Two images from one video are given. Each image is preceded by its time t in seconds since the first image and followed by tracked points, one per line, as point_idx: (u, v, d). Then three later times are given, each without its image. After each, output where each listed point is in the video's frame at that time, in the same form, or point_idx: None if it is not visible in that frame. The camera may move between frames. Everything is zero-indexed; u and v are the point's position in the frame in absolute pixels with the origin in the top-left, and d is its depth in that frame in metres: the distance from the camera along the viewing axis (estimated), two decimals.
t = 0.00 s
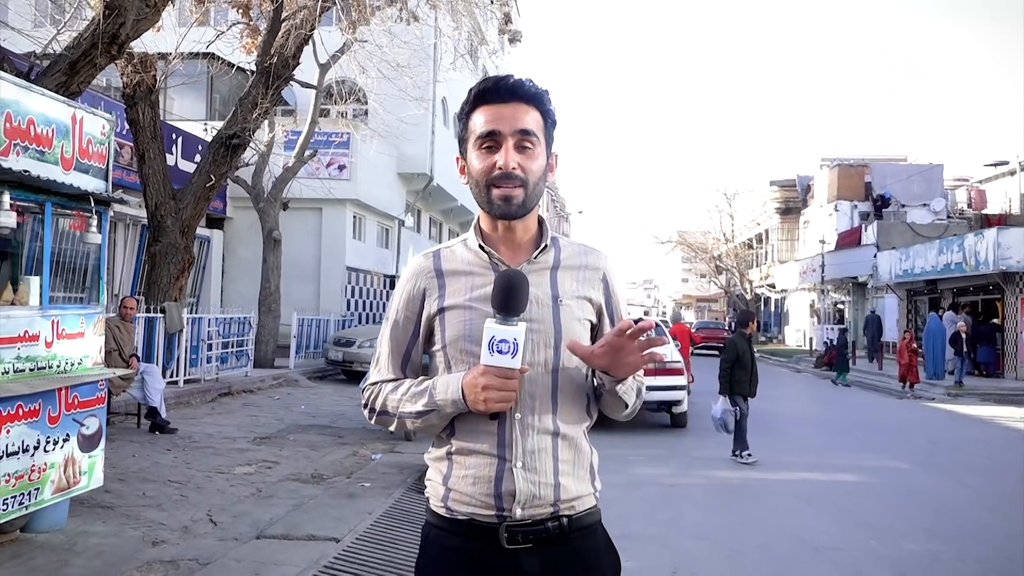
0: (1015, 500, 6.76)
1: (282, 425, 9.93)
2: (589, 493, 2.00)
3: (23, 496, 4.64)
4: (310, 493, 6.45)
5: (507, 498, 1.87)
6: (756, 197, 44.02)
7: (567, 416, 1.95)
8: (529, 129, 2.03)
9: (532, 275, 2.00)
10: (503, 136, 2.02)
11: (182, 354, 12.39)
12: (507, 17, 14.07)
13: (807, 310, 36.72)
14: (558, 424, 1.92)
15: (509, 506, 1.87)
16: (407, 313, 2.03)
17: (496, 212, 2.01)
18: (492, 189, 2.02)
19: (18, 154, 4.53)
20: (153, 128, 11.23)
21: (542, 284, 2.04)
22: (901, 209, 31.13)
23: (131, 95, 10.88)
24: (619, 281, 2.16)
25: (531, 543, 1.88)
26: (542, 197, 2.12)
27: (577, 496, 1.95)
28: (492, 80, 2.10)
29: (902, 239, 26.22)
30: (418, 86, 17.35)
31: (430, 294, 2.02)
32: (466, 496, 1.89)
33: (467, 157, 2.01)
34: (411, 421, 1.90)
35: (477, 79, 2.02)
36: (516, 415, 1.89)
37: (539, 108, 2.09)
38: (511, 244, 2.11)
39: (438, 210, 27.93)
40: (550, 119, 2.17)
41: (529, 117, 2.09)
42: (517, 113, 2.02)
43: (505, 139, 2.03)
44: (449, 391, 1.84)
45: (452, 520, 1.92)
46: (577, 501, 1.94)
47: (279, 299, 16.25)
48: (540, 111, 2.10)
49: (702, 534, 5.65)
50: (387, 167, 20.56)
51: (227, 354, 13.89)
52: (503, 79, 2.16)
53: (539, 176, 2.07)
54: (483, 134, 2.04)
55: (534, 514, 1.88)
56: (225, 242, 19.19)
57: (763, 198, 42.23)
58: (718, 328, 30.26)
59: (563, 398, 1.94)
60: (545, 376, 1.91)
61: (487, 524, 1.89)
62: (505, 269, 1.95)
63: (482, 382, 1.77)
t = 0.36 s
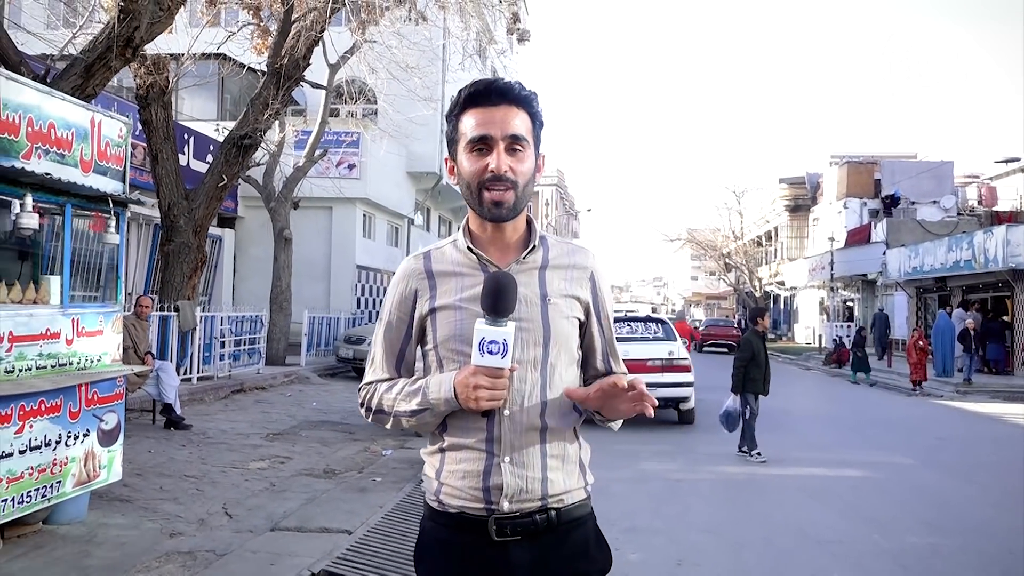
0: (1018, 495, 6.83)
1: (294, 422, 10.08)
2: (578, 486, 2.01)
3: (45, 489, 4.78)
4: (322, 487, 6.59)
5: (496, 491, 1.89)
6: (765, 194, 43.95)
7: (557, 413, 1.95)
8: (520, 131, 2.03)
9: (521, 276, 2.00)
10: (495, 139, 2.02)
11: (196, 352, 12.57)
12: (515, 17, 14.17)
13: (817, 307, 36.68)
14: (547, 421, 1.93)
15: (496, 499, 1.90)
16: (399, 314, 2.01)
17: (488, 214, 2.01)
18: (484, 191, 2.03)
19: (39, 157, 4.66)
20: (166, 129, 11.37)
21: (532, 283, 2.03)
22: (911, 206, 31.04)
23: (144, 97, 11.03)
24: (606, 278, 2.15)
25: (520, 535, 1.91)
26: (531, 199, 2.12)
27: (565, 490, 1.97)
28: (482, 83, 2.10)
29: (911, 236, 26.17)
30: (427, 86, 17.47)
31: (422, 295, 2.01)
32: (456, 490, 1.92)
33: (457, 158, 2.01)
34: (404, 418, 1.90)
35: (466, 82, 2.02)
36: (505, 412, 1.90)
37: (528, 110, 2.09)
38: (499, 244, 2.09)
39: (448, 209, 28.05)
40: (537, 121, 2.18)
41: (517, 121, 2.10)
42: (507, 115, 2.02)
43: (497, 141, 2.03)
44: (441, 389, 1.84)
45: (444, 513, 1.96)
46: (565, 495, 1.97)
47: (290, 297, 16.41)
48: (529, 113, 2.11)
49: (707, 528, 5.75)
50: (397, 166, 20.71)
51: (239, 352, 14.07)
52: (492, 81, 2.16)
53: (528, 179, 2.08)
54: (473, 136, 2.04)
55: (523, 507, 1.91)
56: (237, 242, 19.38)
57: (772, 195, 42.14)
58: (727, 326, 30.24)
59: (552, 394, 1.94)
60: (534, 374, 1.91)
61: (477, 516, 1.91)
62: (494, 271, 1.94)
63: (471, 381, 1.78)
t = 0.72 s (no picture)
0: None
1: (309, 417, 10.23)
2: (581, 488, 1.97)
3: (71, 480, 4.93)
4: (338, 481, 6.72)
5: (494, 488, 1.88)
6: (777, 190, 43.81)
7: (559, 413, 1.91)
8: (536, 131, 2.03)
9: (528, 274, 1.98)
10: (510, 139, 2.01)
11: (212, 349, 12.76)
12: (527, 15, 14.23)
13: (830, 303, 36.56)
14: (548, 419, 1.89)
15: (495, 496, 1.88)
16: (413, 310, 2.05)
17: (500, 214, 2.02)
18: (498, 190, 2.03)
19: (64, 159, 4.79)
20: (183, 129, 11.53)
21: (540, 282, 2.00)
22: (925, 200, 30.86)
23: (161, 97, 11.19)
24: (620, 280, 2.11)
25: (519, 534, 1.89)
26: (545, 199, 2.12)
27: (567, 491, 1.93)
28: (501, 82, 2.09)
29: (924, 231, 26.05)
30: (439, 84, 17.56)
31: (434, 290, 2.04)
32: (457, 485, 1.91)
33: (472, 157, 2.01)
34: (411, 410, 1.93)
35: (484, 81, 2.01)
36: (506, 408, 1.88)
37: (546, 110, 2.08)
38: (511, 242, 2.09)
39: (460, 206, 28.18)
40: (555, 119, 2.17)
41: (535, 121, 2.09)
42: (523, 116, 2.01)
43: (512, 142, 2.03)
44: (446, 382, 1.86)
45: (446, 509, 1.95)
46: (566, 496, 1.93)
47: (304, 295, 16.58)
48: (547, 113, 2.09)
49: (716, 520, 5.83)
50: (410, 164, 20.85)
51: (255, 348, 14.26)
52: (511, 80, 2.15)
53: (544, 178, 2.07)
54: (490, 136, 2.03)
55: (521, 505, 1.89)
56: (251, 239, 19.58)
57: (785, 191, 42.00)
58: (740, 322, 30.18)
59: (555, 392, 1.91)
60: (536, 371, 1.89)
61: (477, 513, 1.90)
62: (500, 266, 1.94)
63: (473, 374, 1.80)
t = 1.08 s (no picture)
0: None
1: (316, 416, 10.33)
2: (600, 489, 1.99)
3: (86, 477, 5.03)
4: (346, 478, 6.82)
5: (512, 490, 1.91)
6: (780, 189, 43.80)
7: (579, 413, 1.93)
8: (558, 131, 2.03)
9: (548, 273, 1.99)
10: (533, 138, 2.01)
11: (219, 348, 12.87)
12: (531, 17, 14.33)
13: (833, 303, 36.61)
14: (566, 420, 1.91)
15: (514, 498, 1.91)
16: (432, 307, 2.07)
17: (521, 214, 2.03)
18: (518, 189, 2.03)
19: (79, 161, 4.88)
20: (189, 130, 11.63)
21: (561, 281, 2.01)
22: (928, 200, 30.88)
23: (168, 99, 11.28)
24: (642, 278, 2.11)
25: (538, 536, 1.92)
26: (567, 197, 2.12)
27: (586, 492, 1.95)
28: (524, 78, 2.09)
29: (927, 231, 26.09)
30: (444, 85, 17.66)
31: (453, 288, 2.05)
32: (476, 487, 1.95)
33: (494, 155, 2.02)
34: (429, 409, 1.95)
35: (506, 79, 2.02)
36: (524, 410, 1.91)
37: (569, 108, 2.07)
38: (532, 241, 2.10)
39: (463, 205, 28.23)
40: (578, 116, 2.16)
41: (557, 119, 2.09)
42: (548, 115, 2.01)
43: (534, 140, 2.03)
44: (464, 382, 1.87)
45: (466, 510, 1.99)
46: (585, 497, 1.95)
47: (310, 294, 16.68)
48: (570, 111, 2.09)
49: (719, 517, 5.92)
50: (414, 165, 20.95)
51: (261, 348, 14.38)
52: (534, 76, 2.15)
53: (565, 177, 2.08)
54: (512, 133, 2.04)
55: (540, 507, 1.92)
56: (257, 240, 19.69)
57: (788, 190, 42.04)
58: (743, 322, 30.19)
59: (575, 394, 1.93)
60: (556, 372, 1.91)
61: (496, 515, 1.94)
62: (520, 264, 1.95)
63: (493, 375, 1.80)
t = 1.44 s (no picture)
0: None
1: (320, 415, 10.40)
2: (635, 491, 1.99)
3: (99, 475, 5.10)
4: (353, 476, 6.90)
5: (546, 490, 1.92)
6: (780, 189, 43.87)
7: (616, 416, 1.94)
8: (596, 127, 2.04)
9: (588, 273, 2.02)
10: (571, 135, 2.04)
11: (224, 348, 12.96)
12: (532, 17, 14.39)
13: (832, 303, 36.70)
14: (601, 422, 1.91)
15: (548, 499, 1.93)
16: (470, 303, 2.11)
17: (562, 210, 2.05)
18: (557, 186, 2.05)
19: (93, 164, 4.96)
20: (193, 130, 11.72)
21: (601, 281, 2.04)
22: (928, 200, 30.98)
23: (172, 100, 11.36)
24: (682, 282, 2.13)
25: (571, 537, 1.94)
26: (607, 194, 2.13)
27: (621, 493, 1.95)
28: (563, 76, 2.12)
29: (926, 231, 26.17)
30: (446, 86, 17.72)
31: (491, 284, 2.09)
32: (509, 486, 1.97)
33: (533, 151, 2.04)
34: (465, 406, 1.98)
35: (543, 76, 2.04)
36: (559, 410, 1.92)
37: (607, 104, 2.09)
38: (573, 239, 2.12)
39: (464, 205, 28.28)
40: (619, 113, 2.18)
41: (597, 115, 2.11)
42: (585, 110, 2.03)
43: (572, 137, 2.05)
44: (500, 381, 1.90)
45: (499, 509, 2.00)
46: (620, 499, 1.96)
47: (312, 294, 16.75)
48: (609, 106, 2.11)
49: (723, 514, 5.99)
50: (415, 165, 21.03)
51: (264, 348, 14.47)
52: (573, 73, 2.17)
53: (605, 172, 2.09)
54: (551, 130, 2.06)
55: (574, 508, 1.93)
56: (258, 240, 19.76)
57: (787, 190, 42.12)
58: (742, 321, 30.22)
59: (611, 397, 1.93)
60: (592, 373, 1.92)
61: (529, 514, 1.95)
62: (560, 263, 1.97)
63: (530, 374, 1.82)
